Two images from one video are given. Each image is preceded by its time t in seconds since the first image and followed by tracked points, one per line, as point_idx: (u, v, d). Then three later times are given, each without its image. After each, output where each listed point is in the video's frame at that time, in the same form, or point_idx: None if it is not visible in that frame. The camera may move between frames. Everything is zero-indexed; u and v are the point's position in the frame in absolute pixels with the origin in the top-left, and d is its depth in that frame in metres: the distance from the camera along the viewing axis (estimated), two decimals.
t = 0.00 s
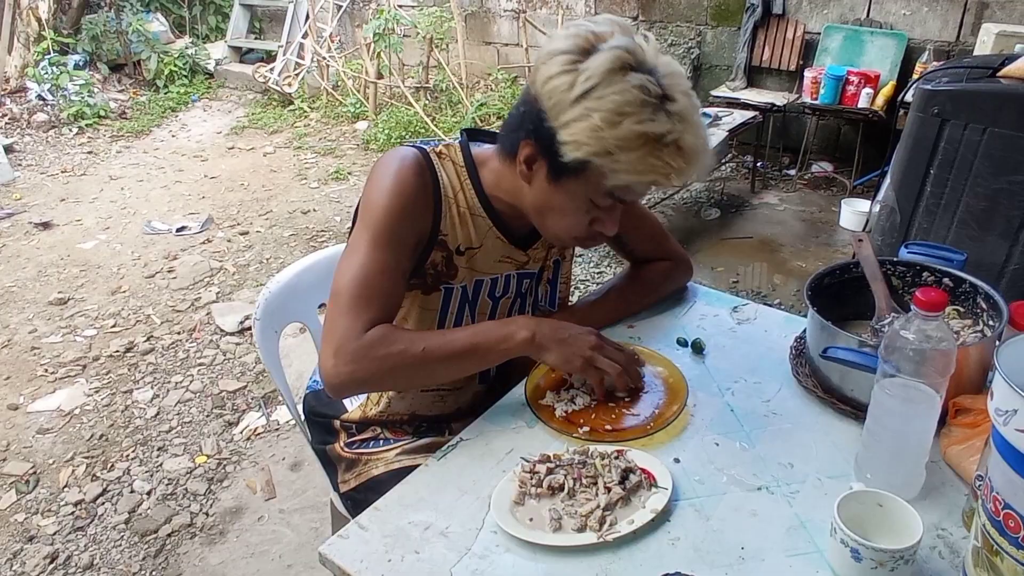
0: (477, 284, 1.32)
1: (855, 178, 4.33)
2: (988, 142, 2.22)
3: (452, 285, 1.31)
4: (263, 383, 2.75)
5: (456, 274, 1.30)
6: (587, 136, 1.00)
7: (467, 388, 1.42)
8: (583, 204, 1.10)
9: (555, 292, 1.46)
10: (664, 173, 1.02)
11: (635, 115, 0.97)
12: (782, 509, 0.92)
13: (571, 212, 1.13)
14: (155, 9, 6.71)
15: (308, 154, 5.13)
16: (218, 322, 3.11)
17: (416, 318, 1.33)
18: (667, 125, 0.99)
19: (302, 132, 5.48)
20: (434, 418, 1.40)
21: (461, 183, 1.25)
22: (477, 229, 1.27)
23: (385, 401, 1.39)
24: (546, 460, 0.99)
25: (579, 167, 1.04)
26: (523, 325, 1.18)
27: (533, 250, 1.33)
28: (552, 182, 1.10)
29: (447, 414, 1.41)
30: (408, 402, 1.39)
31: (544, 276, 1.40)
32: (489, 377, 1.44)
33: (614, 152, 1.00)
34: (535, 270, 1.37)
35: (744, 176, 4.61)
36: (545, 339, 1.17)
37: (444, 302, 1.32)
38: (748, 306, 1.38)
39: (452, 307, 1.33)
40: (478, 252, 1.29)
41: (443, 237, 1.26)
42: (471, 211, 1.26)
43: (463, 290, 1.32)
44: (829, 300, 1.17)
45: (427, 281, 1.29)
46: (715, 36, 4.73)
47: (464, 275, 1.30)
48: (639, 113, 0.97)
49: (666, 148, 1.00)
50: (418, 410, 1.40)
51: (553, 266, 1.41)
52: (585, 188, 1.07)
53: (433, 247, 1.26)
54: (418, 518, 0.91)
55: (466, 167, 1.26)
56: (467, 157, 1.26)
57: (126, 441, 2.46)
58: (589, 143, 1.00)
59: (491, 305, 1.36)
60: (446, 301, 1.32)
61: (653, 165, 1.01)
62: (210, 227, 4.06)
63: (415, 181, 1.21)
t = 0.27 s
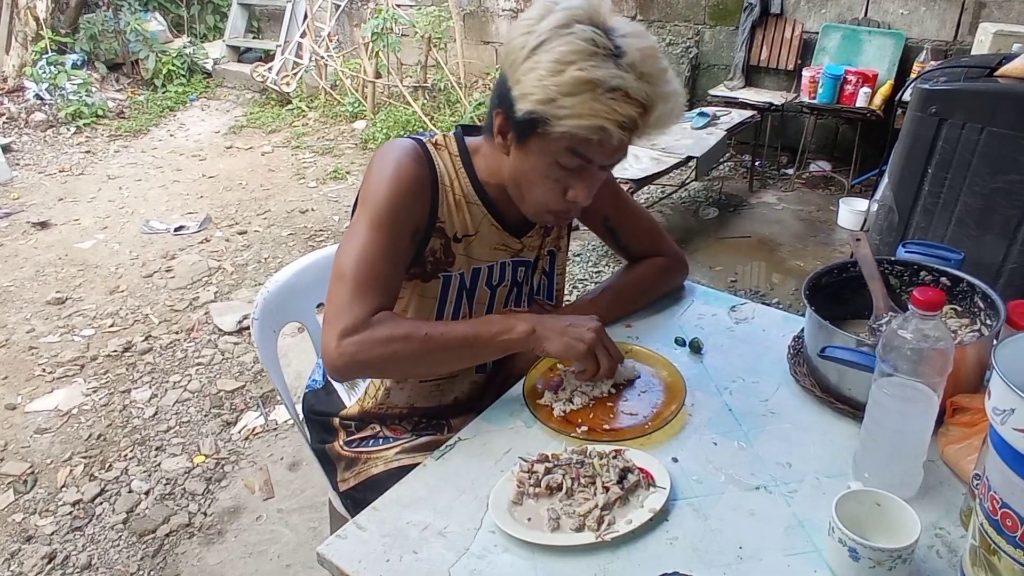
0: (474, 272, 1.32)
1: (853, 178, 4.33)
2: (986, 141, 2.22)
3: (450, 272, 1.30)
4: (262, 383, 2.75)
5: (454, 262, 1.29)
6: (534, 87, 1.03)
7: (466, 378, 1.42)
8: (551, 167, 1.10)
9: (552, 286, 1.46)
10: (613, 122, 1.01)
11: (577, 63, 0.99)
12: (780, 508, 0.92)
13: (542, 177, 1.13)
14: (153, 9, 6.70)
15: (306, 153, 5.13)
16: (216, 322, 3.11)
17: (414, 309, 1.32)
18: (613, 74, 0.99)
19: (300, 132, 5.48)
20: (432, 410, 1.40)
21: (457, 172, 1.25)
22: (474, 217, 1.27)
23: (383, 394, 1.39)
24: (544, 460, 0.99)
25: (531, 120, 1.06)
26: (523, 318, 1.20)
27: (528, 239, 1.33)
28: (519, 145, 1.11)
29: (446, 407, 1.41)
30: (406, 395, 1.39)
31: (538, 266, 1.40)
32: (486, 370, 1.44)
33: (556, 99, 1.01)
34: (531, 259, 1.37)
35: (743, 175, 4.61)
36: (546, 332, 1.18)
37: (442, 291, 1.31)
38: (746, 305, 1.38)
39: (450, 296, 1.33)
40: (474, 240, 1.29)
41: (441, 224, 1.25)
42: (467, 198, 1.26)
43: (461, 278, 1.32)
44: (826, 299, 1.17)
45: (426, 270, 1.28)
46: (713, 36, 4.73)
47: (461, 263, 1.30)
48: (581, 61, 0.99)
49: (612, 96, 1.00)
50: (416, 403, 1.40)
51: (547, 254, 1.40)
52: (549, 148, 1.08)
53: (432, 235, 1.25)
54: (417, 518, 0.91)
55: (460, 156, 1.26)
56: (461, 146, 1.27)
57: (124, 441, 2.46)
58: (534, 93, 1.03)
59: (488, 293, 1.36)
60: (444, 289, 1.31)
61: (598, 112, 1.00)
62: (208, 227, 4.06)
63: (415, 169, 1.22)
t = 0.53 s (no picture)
0: (465, 263, 1.34)
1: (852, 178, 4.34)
2: (984, 140, 2.22)
3: (441, 263, 1.33)
4: (260, 383, 2.74)
5: (444, 253, 1.32)
6: (510, 83, 1.05)
7: (463, 371, 1.43)
8: (532, 156, 1.12)
9: (548, 281, 1.46)
10: (585, 117, 1.03)
11: (550, 59, 1.01)
12: (778, 508, 0.92)
13: (524, 167, 1.15)
14: (151, 8, 6.69)
15: (304, 153, 5.12)
16: (215, 322, 3.11)
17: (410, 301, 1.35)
18: (587, 69, 1.01)
19: (299, 131, 5.48)
20: (430, 404, 1.42)
21: (447, 165, 1.28)
22: (463, 208, 1.29)
23: (383, 388, 1.41)
24: (543, 460, 0.99)
25: (507, 115, 1.08)
26: (512, 315, 1.16)
27: (518, 231, 1.35)
28: (500, 137, 1.14)
29: (443, 402, 1.43)
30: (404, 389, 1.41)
31: (532, 259, 1.41)
32: (482, 365, 1.45)
33: (529, 95, 1.04)
34: (522, 251, 1.38)
35: (741, 175, 4.62)
36: (534, 334, 1.14)
37: (434, 282, 1.34)
38: (744, 306, 1.38)
39: (442, 287, 1.35)
40: (464, 231, 1.31)
41: (431, 215, 1.28)
42: (457, 190, 1.29)
43: (452, 268, 1.34)
44: (825, 298, 1.17)
45: (416, 260, 1.31)
46: (711, 36, 4.73)
47: (452, 254, 1.32)
48: (554, 56, 1.01)
49: (584, 91, 1.02)
50: (414, 397, 1.41)
51: (538, 248, 1.40)
52: (527, 139, 1.10)
53: (422, 226, 1.28)
54: (416, 518, 0.91)
55: (451, 150, 1.29)
56: (452, 140, 1.30)
57: (123, 441, 2.46)
58: (509, 89, 1.05)
59: (480, 285, 1.38)
60: (435, 280, 1.34)
61: (570, 107, 1.03)
62: (206, 227, 4.06)
63: (406, 164, 1.25)
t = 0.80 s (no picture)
0: (463, 261, 1.34)
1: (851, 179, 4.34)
2: (983, 142, 2.22)
3: (438, 260, 1.33)
4: (260, 384, 2.74)
5: (442, 250, 1.32)
6: (501, 76, 1.06)
7: (462, 368, 1.43)
8: (527, 149, 1.12)
9: (547, 280, 1.45)
10: (576, 105, 1.04)
11: (539, 49, 1.02)
12: (777, 509, 0.92)
13: (521, 162, 1.15)
14: (150, 9, 6.69)
15: (304, 154, 5.12)
16: (214, 323, 3.11)
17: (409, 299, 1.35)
18: (574, 56, 1.02)
19: (298, 132, 5.48)
20: (431, 403, 1.41)
21: (445, 162, 1.29)
22: (461, 206, 1.30)
23: (384, 386, 1.41)
24: (542, 460, 0.99)
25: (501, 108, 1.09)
26: (483, 313, 1.15)
27: (518, 229, 1.35)
28: (497, 133, 1.14)
29: (443, 400, 1.42)
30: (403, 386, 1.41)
31: (531, 257, 1.40)
32: (481, 363, 1.45)
33: (520, 86, 1.04)
34: (521, 249, 1.38)
35: (740, 176, 4.62)
36: (503, 334, 1.13)
37: (431, 279, 1.34)
38: (744, 306, 1.38)
39: (439, 284, 1.35)
40: (462, 228, 1.31)
41: (427, 212, 1.29)
42: (455, 188, 1.29)
43: (449, 266, 1.34)
44: (825, 299, 1.17)
45: (413, 258, 1.31)
46: (711, 37, 4.73)
47: (450, 251, 1.32)
48: (543, 46, 1.02)
49: (574, 78, 1.02)
50: (414, 395, 1.41)
51: (537, 246, 1.39)
52: (523, 132, 1.10)
53: (418, 223, 1.29)
54: (415, 519, 0.91)
55: (450, 148, 1.30)
56: (451, 138, 1.31)
57: (122, 442, 2.46)
58: (500, 83, 1.06)
59: (478, 282, 1.37)
60: (433, 277, 1.34)
61: (560, 95, 1.03)
62: (205, 227, 4.05)
63: (403, 163, 1.26)
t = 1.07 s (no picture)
0: (462, 260, 1.34)
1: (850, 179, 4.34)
2: (983, 142, 2.22)
3: (436, 260, 1.32)
4: (259, 384, 2.74)
5: (440, 250, 1.32)
6: (471, 56, 1.09)
7: (461, 367, 1.43)
8: (502, 135, 1.13)
9: (546, 279, 1.45)
10: (538, 81, 1.04)
11: (507, 28, 1.05)
12: (777, 509, 0.92)
13: (498, 150, 1.16)
14: (150, 9, 6.69)
15: (304, 154, 5.12)
16: (213, 323, 3.11)
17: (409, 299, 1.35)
18: (540, 35, 1.04)
19: (298, 132, 5.48)
20: (431, 402, 1.40)
21: (444, 162, 1.29)
22: (458, 206, 1.29)
23: (385, 384, 1.41)
24: (542, 461, 0.99)
25: (474, 91, 1.12)
26: (483, 307, 1.17)
27: (516, 228, 1.35)
28: (476, 120, 1.16)
29: (444, 399, 1.42)
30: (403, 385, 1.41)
31: (530, 257, 1.40)
32: (481, 362, 1.44)
33: (486, 64, 1.07)
34: (519, 249, 1.38)
35: (740, 177, 4.62)
36: (503, 326, 1.14)
37: (430, 278, 1.34)
38: (744, 306, 1.38)
39: (438, 282, 1.35)
40: (460, 228, 1.31)
41: (425, 212, 1.28)
42: (452, 188, 1.29)
43: (448, 264, 1.33)
44: (824, 299, 1.17)
45: (411, 258, 1.31)
46: (711, 37, 4.73)
47: (448, 251, 1.32)
48: (510, 26, 1.04)
49: (539, 55, 1.04)
50: (415, 394, 1.41)
51: (537, 245, 1.39)
52: (497, 118, 1.12)
53: (416, 224, 1.28)
54: (415, 519, 0.91)
55: (449, 148, 1.30)
56: (449, 138, 1.31)
57: (122, 442, 2.46)
58: (470, 62, 1.09)
59: (477, 281, 1.37)
60: (431, 276, 1.33)
61: (523, 71, 1.04)
62: (205, 228, 4.05)
63: (402, 164, 1.26)
